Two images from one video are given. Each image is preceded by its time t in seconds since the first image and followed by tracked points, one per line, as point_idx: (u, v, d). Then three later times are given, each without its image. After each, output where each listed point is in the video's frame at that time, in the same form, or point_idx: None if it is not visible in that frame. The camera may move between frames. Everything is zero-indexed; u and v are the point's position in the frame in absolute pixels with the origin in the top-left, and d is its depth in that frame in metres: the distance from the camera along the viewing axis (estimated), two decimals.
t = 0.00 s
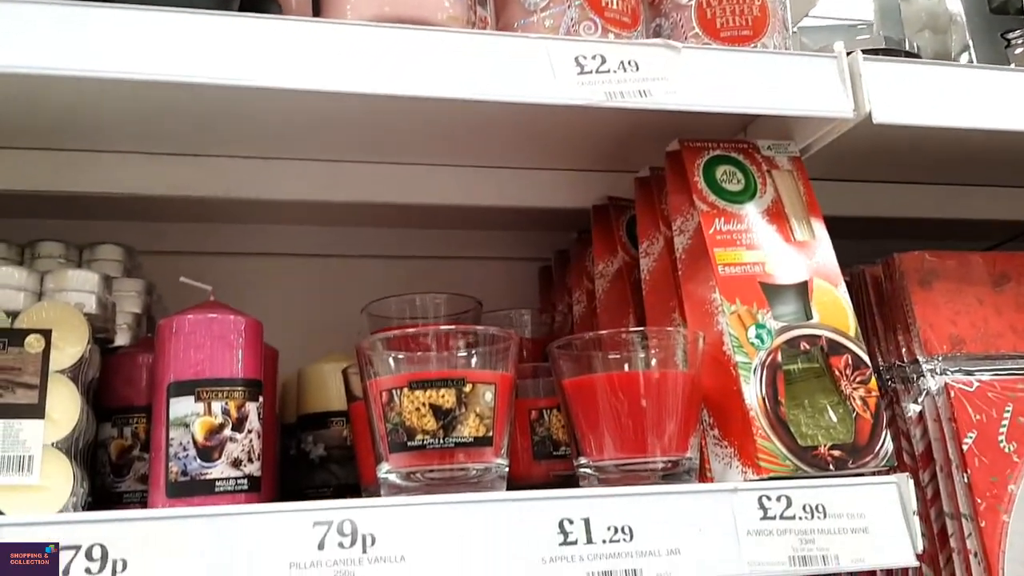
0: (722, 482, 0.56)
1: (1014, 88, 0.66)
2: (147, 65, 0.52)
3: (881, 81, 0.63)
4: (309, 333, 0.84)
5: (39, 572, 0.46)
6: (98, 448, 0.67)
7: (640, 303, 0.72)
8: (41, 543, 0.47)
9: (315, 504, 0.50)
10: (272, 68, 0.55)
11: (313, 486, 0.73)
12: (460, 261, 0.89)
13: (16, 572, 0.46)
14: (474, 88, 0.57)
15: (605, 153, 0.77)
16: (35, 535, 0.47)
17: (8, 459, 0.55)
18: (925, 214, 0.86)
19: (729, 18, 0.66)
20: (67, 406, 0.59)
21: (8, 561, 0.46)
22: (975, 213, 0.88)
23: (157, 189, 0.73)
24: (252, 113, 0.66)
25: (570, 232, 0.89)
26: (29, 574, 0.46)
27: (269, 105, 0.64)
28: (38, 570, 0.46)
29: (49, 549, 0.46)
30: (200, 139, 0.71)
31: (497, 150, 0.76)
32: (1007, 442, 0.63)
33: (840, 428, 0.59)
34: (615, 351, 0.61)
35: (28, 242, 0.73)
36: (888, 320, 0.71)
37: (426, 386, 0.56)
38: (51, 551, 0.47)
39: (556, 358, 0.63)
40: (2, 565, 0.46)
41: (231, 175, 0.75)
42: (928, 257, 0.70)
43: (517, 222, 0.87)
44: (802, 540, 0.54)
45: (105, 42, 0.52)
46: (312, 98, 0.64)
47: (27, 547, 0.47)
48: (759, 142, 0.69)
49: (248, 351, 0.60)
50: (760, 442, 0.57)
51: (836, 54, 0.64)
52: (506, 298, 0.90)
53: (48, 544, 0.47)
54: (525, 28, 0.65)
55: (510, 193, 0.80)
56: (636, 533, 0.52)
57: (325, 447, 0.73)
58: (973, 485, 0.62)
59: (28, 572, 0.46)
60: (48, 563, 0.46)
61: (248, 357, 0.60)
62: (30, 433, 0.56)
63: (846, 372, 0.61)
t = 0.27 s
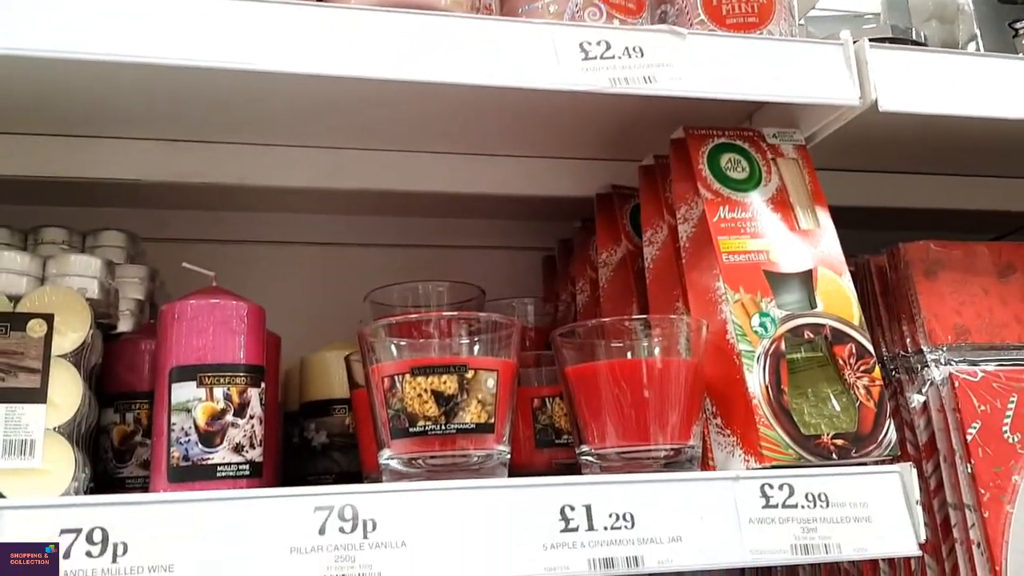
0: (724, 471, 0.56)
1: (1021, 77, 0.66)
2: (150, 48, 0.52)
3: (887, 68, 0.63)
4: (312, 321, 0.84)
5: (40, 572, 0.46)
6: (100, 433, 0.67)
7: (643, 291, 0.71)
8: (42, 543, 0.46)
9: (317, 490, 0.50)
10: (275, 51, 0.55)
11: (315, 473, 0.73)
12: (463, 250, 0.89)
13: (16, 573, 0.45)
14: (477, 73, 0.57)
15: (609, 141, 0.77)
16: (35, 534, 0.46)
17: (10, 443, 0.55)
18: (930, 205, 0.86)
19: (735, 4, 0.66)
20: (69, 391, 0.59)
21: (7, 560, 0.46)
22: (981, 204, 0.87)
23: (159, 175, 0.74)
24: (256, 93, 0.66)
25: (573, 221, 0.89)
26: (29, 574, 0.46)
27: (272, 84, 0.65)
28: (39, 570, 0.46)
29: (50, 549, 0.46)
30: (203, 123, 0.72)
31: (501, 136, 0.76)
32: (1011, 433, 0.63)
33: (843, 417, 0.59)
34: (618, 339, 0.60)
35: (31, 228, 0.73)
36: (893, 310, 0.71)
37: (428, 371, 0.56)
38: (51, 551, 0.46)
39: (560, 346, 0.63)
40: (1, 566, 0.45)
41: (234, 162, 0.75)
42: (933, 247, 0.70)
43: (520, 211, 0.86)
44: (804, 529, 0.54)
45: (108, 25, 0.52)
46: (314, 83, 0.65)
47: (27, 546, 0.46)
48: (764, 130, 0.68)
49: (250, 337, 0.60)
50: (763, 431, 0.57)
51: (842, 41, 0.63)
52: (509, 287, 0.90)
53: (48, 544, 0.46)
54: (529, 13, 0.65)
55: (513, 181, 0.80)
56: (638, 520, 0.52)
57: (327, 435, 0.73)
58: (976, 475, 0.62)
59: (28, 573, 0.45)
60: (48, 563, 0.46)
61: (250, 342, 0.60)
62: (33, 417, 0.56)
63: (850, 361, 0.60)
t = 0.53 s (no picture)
0: (725, 467, 0.56)
1: None
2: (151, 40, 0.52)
3: (891, 63, 0.63)
4: (313, 316, 0.84)
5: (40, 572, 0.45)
6: (100, 427, 0.66)
7: (645, 287, 0.71)
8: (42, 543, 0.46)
9: (316, 483, 0.50)
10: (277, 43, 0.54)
11: (315, 468, 0.72)
12: (465, 246, 0.89)
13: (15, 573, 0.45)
14: (480, 65, 0.57)
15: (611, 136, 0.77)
16: (36, 534, 0.46)
17: (10, 436, 0.55)
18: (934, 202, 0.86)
19: None
20: (68, 384, 0.58)
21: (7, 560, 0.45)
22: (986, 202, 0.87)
23: (162, 168, 0.73)
24: (258, 84, 0.66)
25: (575, 217, 0.89)
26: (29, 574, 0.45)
27: (275, 75, 0.65)
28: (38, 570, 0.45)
29: (50, 549, 0.46)
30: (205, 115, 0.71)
31: (503, 130, 0.76)
32: (1013, 431, 0.63)
33: (845, 413, 0.59)
34: (619, 335, 0.60)
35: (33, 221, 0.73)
36: (896, 307, 0.70)
37: (428, 366, 0.55)
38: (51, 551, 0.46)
39: (560, 342, 0.62)
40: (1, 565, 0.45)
41: (237, 155, 0.75)
42: (937, 243, 0.69)
43: (522, 207, 0.86)
44: (805, 525, 0.54)
45: (110, 16, 0.52)
46: (316, 74, 0.65)
47: (27, 546, 0.46)
48: (767, 125, 0.68)
49: (250, 330, 0.60)
50: (764, 427, 0.57)
51: (845, 36, 0.63)
52: (511, 283, 0.89)
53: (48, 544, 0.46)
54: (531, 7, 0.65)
55: (515, 176, 0.80)
56: (638, 515, 0.52)
57: (327, 430, 0.73)
58: (978, 473, 0.61)
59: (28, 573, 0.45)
60: (48, 563, 0.45)
61: (250, 336, 0.60)
62: (32, 410, 0.56)
63: (852, 357, 0.60)
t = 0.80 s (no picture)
0: (732, 466, 0.55)
1: None
2: (158, 37, 0.52)
3: (898, 61, 0.63)
4: (317, 314, 0.83)
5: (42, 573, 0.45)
6: (107, 425, 0.67)
7: (651, 286, 0.71)
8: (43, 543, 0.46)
9: (322, 481, 0.50)
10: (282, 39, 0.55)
11: (321, 466, 0.73)
12: (471, 244, 0.89)
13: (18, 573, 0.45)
14: (486, 63, 0.57)
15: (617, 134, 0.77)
16: (37, 534, 0.46)
17: (16, 434, 0.55)
18: (942, 200, 0.85)
19: None
20: (74, 380, 0.59)
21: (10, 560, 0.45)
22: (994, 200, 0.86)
23: (169, 166, 0.74)
24: (264, 81, 0.67)
25: (581, 216, 0.89)
26: None
27: (281, 72, 0.65)
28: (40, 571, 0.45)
29: (51, 550, 0.46)
30: (211, 112, 0.71)
31: (509, 127, 0.76)
32: (1021, 430, 0.62)
33: (852, 412, 0.58)
34: (624, 334, 0.60)
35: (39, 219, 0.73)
36: (903, 306, 0.70)
37: (434, 364, 0.55)
38: (52, 552, 0.46)
39: (566, 340, 0.63)
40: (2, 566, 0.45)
41: (243, 154, 0.75)
42: (944, 241, 0.69)
43: (528, 205, 0.86)
44: (811, 525, 0.54)
45: (117, 14, 0.52)
46: (323, 72, 0.65)
47: (29, 547, 0.46)
48: (774, 123, 0.68)
49: (256, 328, 0.60)
50: (771, 426, 0.56)
51: (853, 34, 0.63)
52: (517, 281, 0.89)
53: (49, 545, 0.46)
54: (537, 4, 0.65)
55: (520, 174, 0.80)
56: (643, 514, 0.52)
57: (333, 428, 0.73)
58: (986, 472, 0.61)
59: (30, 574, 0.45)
60: (50, 564, 0.45)
61: (256, 334, 0.60)
62: (39, 408, 0.56)
63: (859, 356, 0.60)
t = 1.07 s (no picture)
0: (739, 464, 0.55)
1: None
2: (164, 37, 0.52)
3: (905, 57, 0.63)
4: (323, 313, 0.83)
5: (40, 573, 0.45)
6: (114, 425, 0.67)
7: (657, 284, 0.71)
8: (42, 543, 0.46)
9: (329, 481, 0.50)
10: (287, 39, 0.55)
11: (328, 465, 0.73)
12: (477, 243, 0.89)
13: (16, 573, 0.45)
14: (491, 61, 0.57)
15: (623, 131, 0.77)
16: (37, 534, 0.46)
17: (23, 434, 0.55)
18: (950, 197, 0.85)
19: None
20: (82, 380, 0.59)
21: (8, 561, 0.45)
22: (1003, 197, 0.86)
23: (175, 166, 0.74)
24: (269, 80, 0.67)
25: (587, 215, 0.88)
26: None
27: (286, 71, 0.65)
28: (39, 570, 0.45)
29: (49, 549, 0.46)
30: (217, 112, 0.71)
31: (514, 126, 0.76)
32: None
33: (859, 411, 0.58)
34: (630, 332, 0.60)
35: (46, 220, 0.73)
36: (910, 303, 0.70)
37: (440, 363, 0.55)
38: (51, 551, 0.46)
39: (572, 339, 0.62)
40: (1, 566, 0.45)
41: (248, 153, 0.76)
42: (952, 239, 0.69)
43: (534, 204, 0.86)
44: (819, 523, 0.53)
45: (123, 14, 0.52)
46: (328, 71, 0.65)
47: (27, 546, 0.46)
48: (781, 120, 0.68)
49: (262, 328, 0.60)
50: (778, 424, 0.56)
51: (859, 30, 0.63)
52: (523, 280, 0.89)
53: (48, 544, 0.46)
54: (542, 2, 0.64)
55: (526, 173, 0.80)
56: (650, 513, 0.52)
57: (339, 428, 0.74)
58: (994, 471, 0.61)
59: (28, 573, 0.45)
60: (48, 564, 0.45)
61: (262, 334, 0.60)
62: (45, 408, 0.56)
63: (866, 354, 0.60)
